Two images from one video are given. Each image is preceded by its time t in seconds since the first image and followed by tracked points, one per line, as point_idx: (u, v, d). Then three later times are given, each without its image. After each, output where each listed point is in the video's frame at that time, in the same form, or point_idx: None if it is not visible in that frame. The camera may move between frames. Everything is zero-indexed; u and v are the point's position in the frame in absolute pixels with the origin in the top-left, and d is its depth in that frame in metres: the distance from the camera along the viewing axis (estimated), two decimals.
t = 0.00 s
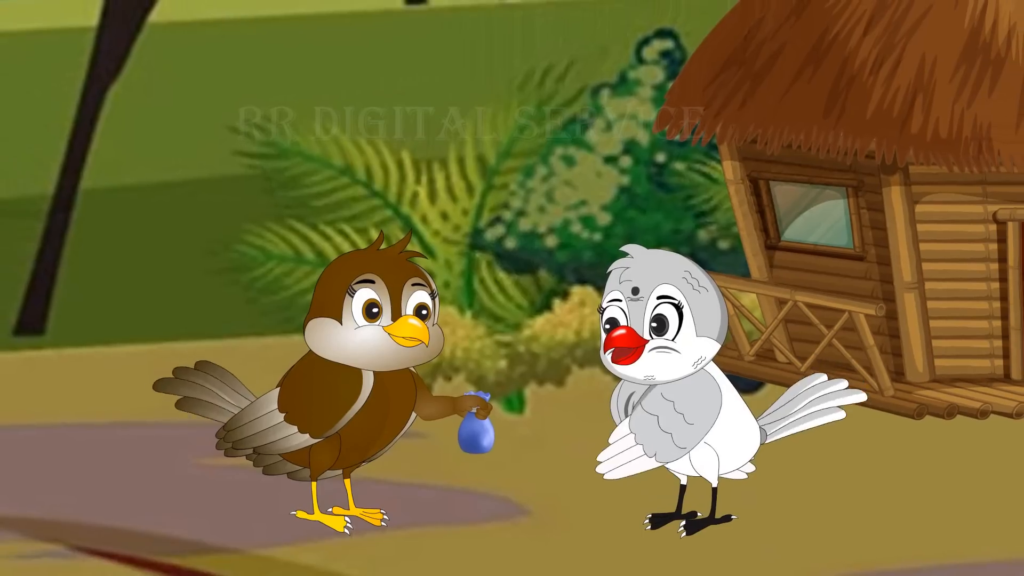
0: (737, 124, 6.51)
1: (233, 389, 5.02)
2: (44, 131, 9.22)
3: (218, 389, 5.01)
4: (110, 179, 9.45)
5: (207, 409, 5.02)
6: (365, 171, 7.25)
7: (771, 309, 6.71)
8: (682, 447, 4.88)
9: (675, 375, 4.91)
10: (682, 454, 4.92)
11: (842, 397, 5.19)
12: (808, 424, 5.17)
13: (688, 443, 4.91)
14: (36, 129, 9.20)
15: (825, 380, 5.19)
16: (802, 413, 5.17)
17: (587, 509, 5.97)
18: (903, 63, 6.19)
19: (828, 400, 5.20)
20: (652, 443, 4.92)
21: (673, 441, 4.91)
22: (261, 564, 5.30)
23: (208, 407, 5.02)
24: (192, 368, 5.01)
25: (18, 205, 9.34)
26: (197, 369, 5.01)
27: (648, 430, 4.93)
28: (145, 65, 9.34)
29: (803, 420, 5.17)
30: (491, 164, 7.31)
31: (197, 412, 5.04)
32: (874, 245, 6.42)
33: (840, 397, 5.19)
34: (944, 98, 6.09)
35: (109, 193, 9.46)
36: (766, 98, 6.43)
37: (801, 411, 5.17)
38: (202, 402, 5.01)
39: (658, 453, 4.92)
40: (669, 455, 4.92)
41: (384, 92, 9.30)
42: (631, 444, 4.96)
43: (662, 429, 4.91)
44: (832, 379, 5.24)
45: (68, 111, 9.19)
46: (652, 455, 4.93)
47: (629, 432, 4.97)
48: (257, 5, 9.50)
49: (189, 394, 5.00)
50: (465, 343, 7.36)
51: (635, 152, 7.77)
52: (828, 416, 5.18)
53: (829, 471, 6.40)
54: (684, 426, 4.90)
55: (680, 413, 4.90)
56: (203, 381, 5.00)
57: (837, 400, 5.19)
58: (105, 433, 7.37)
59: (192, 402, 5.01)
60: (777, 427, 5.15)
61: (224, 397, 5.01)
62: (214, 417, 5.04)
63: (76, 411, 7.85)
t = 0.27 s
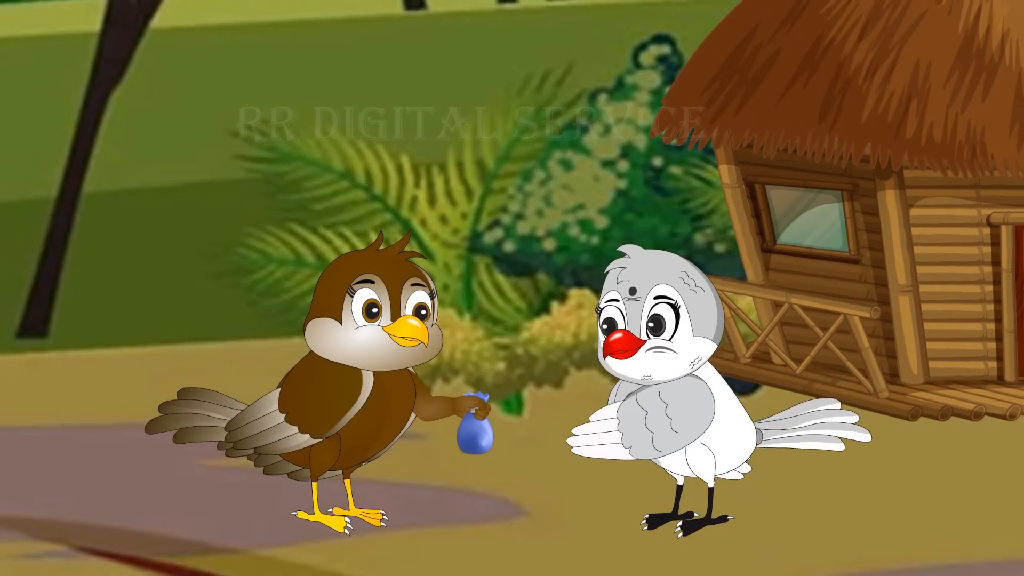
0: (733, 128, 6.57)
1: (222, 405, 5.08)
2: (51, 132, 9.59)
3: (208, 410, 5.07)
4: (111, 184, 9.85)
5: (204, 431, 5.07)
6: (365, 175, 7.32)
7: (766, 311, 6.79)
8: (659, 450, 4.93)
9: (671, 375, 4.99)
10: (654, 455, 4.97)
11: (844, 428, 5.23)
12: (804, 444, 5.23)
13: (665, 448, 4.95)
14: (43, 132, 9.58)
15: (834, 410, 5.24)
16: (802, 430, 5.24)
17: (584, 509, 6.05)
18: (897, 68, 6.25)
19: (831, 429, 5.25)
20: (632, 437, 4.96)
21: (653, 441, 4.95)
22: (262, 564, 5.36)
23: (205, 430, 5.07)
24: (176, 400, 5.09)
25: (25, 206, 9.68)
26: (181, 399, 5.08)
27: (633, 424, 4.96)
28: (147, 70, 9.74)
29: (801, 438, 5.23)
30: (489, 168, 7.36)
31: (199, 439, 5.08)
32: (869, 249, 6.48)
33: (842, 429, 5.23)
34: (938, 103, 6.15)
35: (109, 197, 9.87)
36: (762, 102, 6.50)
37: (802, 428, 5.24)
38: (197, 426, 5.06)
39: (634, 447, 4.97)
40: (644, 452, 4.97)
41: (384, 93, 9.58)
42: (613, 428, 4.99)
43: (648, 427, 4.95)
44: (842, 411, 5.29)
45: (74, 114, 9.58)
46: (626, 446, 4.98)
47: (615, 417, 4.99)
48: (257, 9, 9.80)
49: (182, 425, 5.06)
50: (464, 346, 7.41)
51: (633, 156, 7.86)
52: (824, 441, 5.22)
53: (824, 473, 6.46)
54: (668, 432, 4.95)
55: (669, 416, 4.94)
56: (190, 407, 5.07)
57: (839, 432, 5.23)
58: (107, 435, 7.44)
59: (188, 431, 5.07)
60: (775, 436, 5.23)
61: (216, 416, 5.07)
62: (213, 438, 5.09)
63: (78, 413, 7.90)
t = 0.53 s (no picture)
0: (733, 128, 6.56)
1: (227, 396, 5.07)
2: (51, 132, 9.59)
3: (212, 399, 5.06)
4: (111, 184, 9.86)
5: (206, 420, 5.07)
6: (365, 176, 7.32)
7: (766, 311, 6.79)
8: (659, 449, 4.93)
9: (671, 373, 4.99)
10: (654, 455, 4.97)
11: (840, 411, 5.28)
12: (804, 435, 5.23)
13: (664, 447, 4.96)
14: (43, 132, 9.59)
15: (826, 395, 5.25)
16: (799, 422, 5.24)
17: (584, 509, 6.05)
18: (898, 68, 6.25)
19: (827, 413, 5.26)
20: (632, 437, 4.97)
21: (652, 441, 4.95)
22: (262, 564, 5.36)
23: (206, 419, 5.07)
24: (182, 384, 5.07)
25: (26, 207, 9.68)
26: (187, 383, 5.06)
27: (633, 423, 4.97)
28: (147, 70, 9.74)
29: (800, 429, 5.23)
30: (489, 168, 7.36)
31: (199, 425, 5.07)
32: (869, 249, 6.48)
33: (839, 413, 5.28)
34: (938, 104, 6.15)
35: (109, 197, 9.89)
36: (762, 102, 6.50)
37: (799, 419, 5.24)
38: (199, 414, 5.06)
39: (633, 446, 4.97)
40: (644, 452, 4.97)
41: (384, 92, 9.58)
42: (612, 427, 5.01)
43: (647, 426, 4.95)
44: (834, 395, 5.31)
45: (74, 114, 9.58)
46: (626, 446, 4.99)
47: (615, 416, 5.01)
48: (257, 9, 9.81)
49: (185, 410, 5.05)
50: (464, 346, 7.42)
51: (633, 156, 7.86)
52: (824, 429, 5.23)
53: (824, 473, 6.46)
54: (667, 430, 4.95)
55: (668, 414, 4.95)
56: (196, 393, 5.05)
57: (835, 416, 5.25)
58: (107, 435, 7.44)
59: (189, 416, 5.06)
60: (775, 431, 5.23)
61: (220, 406, 5.07)
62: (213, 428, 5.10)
63: (78, 413, 7.90)
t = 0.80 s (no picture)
0: (733, 128, 6.56)
1: (233, 387, 5.08)
2: (51, 133, 9.58)
3: (218, 387, 5.06)
4: (111, 184, 9.86)
5: (208, 408, 5.07)
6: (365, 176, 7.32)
7: (766, 311, 6.79)
8: (659, 448, 4.93)
9: (671, 370, 4.99)
10: (654, 454, 4.97)
11: (834, 395, 5.24)
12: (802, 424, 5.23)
13: (664, 447, 4.95)
14: (43, 132, 9.58)
15: (818, 380, 5.22)
16: (796, 413, 5.23)
17: (584, 509, 6.05)
18: (898, 68, 6.25)
19: (823, 399, 5.25)
20: (631, 437, 4.97)
21: (652, 441, 4.95)
22: (262, 564, 5.36)
23: (209, 406, 5.07)
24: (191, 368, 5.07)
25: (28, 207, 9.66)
26: (197, 367, 5.06)
27: (633, 423, 4.97)
28: (147, 70, 9.73)
29: (798, 419, 5.23)
30: (489, 168, 7.36)
31: (200, 411, 5.08)
32: (869, 249, 6.48)
33: (832, 397, 5.25)
34: (938, 104, 6.15)
35: (109, 197, 9.88)
36: (762, 103, 6.50)
37: (795, 411, 5.23)
38: (203, 400, 5.06)
39: (633, 446, 4.97)
40: (644, 451, 4.97)
41: (384, 92, 9.58)
42: (612, 427, 5.01)
43: (647, 425, 4.95)
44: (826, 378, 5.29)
45: (74, 114, 9.58)
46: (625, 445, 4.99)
47: (614, 415, 5.01)
48: (257, 9, 9.80)
49: (190, 393, 5.05)
50: (464, 346, 7.43)
51: (633, 156, 7.85)
52: (822, 414, 5.24)
53: (824, 473, 6.46)
54: (667, 430, 4.95)
55: (667, 413, 4.95)
56: (203, 379, 5.05)
57: (830, 399, 5.24)
58: (106, 436, 7.43)
59: (192, 400, 5.06)
60: (773, 426, 5.23)
61: (224, 396, 5.07)
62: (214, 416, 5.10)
63: (78, 413, 7.90)
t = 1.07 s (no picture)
0: (733, 129, 6.56)
1: (240, 379, 5.08)
2: (51, 133, 9.58)
3: (225, 377, 5.07)
4: (111, 184, 9.86)
5: (212, 396, 5.07)
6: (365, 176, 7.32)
7: (766, 310, 6.79)
8: (659, 448, 4.93)
9: (671, 370, 4.99)
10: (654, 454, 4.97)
11: (827, 378, 5.25)
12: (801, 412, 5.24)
13: (664, 446, 4.95)
14: (42, 131, 9.58)
15: (811, 367, 5.21)
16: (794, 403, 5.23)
17: (584, 509, 6.05)
18: (897, 69, 6.25)
19: (816, 385, 5.25)
20: (631, 437, 4.97)
21: (652, 441, 4.95)
22: (262, 564, 5.36)
23: (213, 395, 5.07)
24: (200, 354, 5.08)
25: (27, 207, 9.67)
26: (207, 354, 5.07)
27: (633, 422, 4.97)
28: (147, 70, 9.73)
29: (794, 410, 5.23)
30: (489, 168, 7.36)
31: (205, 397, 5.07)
32: (869, 249, 6.48)
33: (825, 381, 5.25)
34: (938, 104, 6.16)
35: (110, 197, 9.89)
36: (762, 103, 6.50)
37: (792, 401, 5.23)
38: (207, 388, 5.06)
39: (633, 446, 4.98)
40: (644, 451, 4.97)
41: (384, 92, 9.58)
42: (612, 427, 5.01)
43: (647, 425, 4.96)
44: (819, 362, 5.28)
45: (74, 114, 9.58)
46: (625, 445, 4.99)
47: (615, 415, 5.01)
48: (257, 9, 9.80)
49: (196, 378, 5.06)
50: (464, 346, 7.43)
51: (633, 156, 7.85)
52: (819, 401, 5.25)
53: (824, 473, 6.46)
54: (667, 430, 4.95)
55: (666, 412, 4.95)
56: (211, 366, 5.06)
57: (825, 383, 5.25)
58: (107, 435, 7.43)
59: (197, 386, 5.06)
60: (771, 422, 5.23)
61: (230, 386, 5.07)
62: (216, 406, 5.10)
63: (78, 413, 7.90)
